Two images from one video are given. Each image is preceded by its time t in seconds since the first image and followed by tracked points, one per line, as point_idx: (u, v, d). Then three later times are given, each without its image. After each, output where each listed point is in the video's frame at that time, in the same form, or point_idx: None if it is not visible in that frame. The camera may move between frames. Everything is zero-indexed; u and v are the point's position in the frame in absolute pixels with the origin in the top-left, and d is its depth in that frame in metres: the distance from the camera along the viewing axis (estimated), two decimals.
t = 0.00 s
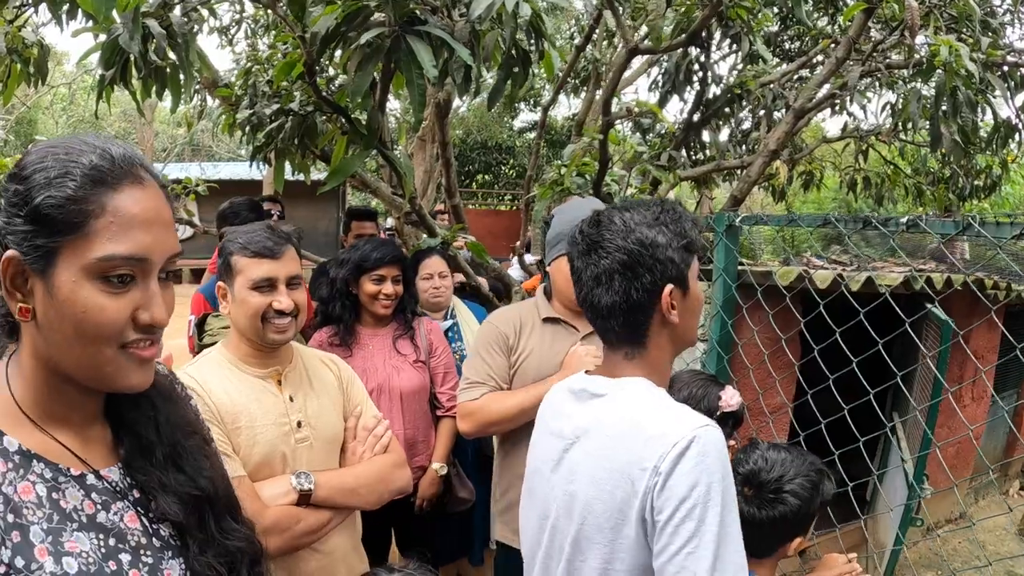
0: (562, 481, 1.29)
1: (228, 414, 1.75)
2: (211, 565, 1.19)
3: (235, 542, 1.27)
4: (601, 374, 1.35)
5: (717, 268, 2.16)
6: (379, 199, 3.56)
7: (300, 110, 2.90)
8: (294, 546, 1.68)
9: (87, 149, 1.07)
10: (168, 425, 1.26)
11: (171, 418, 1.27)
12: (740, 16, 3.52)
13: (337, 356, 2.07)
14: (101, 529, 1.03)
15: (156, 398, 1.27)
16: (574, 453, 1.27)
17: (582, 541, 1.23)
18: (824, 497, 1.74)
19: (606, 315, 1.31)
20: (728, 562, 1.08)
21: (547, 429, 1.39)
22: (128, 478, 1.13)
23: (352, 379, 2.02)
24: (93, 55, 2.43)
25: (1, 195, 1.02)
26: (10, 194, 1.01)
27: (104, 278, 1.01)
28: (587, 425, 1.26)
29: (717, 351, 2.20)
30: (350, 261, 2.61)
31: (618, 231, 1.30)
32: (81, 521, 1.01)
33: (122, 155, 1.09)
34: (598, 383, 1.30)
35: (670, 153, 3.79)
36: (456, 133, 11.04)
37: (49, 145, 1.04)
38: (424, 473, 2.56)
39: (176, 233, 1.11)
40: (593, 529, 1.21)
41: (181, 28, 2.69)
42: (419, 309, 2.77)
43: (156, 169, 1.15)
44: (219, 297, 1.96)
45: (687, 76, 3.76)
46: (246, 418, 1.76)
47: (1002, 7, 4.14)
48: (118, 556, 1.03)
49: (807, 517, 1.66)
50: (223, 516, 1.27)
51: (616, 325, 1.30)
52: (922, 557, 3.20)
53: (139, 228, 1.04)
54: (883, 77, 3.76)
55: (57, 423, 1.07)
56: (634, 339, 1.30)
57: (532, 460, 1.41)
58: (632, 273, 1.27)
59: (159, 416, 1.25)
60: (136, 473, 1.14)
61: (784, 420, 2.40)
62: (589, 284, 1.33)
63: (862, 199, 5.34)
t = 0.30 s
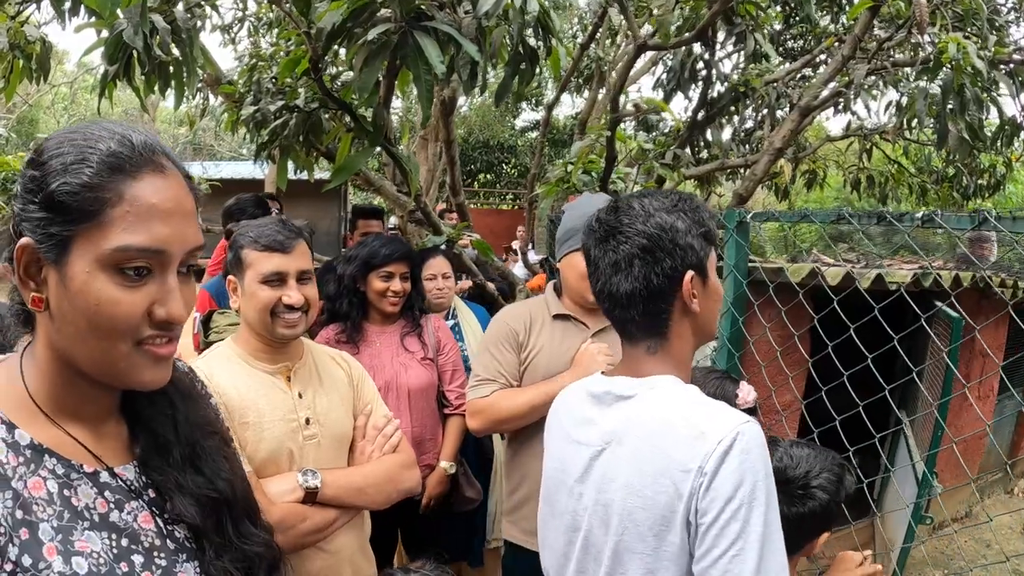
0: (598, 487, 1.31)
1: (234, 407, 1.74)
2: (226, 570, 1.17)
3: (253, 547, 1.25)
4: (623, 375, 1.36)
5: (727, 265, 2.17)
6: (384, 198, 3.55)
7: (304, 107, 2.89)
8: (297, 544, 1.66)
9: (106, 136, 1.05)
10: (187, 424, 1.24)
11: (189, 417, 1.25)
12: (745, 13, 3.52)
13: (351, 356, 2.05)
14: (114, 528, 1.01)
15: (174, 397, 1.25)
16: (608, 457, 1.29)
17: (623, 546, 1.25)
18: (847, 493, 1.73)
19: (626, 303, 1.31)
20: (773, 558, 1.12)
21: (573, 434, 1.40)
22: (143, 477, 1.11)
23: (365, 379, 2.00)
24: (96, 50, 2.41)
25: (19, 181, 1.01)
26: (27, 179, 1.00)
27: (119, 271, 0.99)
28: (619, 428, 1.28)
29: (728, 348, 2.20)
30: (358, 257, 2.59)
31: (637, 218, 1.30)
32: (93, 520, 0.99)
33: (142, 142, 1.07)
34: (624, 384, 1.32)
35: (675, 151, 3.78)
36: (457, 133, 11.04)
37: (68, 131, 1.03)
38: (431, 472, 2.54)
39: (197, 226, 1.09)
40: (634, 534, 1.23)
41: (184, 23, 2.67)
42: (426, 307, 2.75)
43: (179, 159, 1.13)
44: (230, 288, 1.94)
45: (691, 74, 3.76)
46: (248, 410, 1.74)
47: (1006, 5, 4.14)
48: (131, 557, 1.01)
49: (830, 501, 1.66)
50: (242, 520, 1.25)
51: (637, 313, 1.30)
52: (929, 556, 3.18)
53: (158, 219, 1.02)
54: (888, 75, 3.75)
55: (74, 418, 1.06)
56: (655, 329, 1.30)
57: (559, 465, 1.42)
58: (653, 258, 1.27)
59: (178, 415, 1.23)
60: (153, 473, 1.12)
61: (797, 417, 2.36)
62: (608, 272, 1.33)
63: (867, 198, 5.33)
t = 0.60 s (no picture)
0: (606, 492, 1.31)
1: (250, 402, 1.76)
2: None
3: (280, 556, 1.22)
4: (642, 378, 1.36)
5: (742, 265, 2.15)
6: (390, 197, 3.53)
7: (311, 104, 2.88)
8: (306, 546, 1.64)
9: (128, 127, 1.03)
10: (212, 428, 1.23)
11: (214, 421, 1.23)
12: (751, 12, 3.51)
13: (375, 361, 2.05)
14: (134, 536, 0.99)
15: (199, 400, 1.24)
16: (618, 465, 1.29)
17: (630, 552, 1.26)
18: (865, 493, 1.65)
19: (700, 306, 1.31)
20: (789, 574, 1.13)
21: (582, 436, 1.40)
22: (166, 483, 1.09)
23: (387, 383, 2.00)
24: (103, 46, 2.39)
25: (38, 173, 0.99)
26: (46, 171, 0.98)
27: (137, 270, 0.96)
28: (632, 437, 1.28)
29: (743, 348, 2.19)
30: (369, 256, 2.58)
31: (718, 227, 1.35)
32: (113, 528, 0.97)
33: (165, 134, 1.05)
34: (639, 391, 1.32)
35: (682, 151, 3.78)
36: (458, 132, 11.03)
37: (89, 122, 1.01)
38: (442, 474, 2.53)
39: (222, 224, 1.05)
40: (642, 543, 1.24)
41: (192, 19, 2.65)
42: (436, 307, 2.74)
43: (203, 152, 1.10)
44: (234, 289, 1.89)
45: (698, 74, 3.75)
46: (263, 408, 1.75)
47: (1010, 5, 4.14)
48: (152, 566, 0.99)
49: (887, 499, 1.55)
50: (269, 529, 1.23)
51: (706, 317, 1.32)
52: (935, 556, 3.19)
53: (181, 217, 0.99)
54: (894, 75, 3.76)
55: (91, 420, 1.03)
56: (707, 337, 1.34)
57: (567, 467, 1.42)
58: (731, 268, 1.34)
59: (202, 418, 1.22)
60: (176, 479, 1.10)
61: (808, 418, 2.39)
62: (689, 272, 1.31)
63: (872, 198, 5.34)
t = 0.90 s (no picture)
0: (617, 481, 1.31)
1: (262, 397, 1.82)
2: None
3: (302, 556, 1.21)
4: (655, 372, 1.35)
5: (751, 264, 2.16)
6: (394, 196, 3.53)
7: (317, 103, 2.87)
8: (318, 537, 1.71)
9: (143, 117, 0.98)
10: (232, 426, 1.22)
11: (234, 419, 1.23)
12: (757, 12, 3.50)
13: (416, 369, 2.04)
14: (154, 535, 0.97)
15: (219, 398, 1.23)
16: (630, 455, 1.29)
17: (640, 539, 1.27)
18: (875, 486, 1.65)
19: (710, 295, 1.31)
20: (798, 566, 1.13)
21: (594, 426, 1.39)
22: (186, 481, 1.07)
23: (417, 389, 1.97)
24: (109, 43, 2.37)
25: (53, 165, 0.96)
26: (59, 164, 0.94)
27: (151, 264, 0.91)
28: (645, 428, 1.27)
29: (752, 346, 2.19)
30: (378, 253, 2.58)
31: (720, 218, 1.37)
32: (133, 527, 0.95)
33: (182, 124, 1.00)
34: (652, 383, 1.31)
35: (687, 150, 3.79)
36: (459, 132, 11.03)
37: (104, 112, 0.97)
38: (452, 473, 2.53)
39: (241, 217, 1.00)
40: (651, 532, 1.26)
41: (198, 17, 2.63)
42: (444, 305, 2.74)
43: (222, 142, 1.05)
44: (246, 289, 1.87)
45: (703, 73, 3.75)
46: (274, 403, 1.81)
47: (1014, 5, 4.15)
48: (173, 566, 0.97)
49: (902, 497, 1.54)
50: (291, 527, 1.22)
51: (717, 305, 1.32)
52: (941, 555, 3.20)
53: (197, 208, 0.94)
54: (899, 76, 3.77)
55: (109, 416, 1.00)
56: (719, 328, 1.33)
57: (579, 456, 1.42)
58: (737, 256, 1.35)
59: (223, 416, 1.21)
60: (197, 477, 1.09)
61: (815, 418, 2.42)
62: (697, 261, 1.32)
63: (875, 198, 5.36)
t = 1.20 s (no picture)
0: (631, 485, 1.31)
1: (310, 392, 1.91)
2: None
3: (311, 559, 1.21)
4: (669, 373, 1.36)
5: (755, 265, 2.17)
6: (397, 196, 3.52)
7: (321, 103, 2.87)
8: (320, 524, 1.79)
9: (156, 121, 0.97)
10: (240, 429, 1.21)
11: (242, 421, 1.22)
12: (760, 13, 3.49)
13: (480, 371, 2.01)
14: (162, 538, 0.96)
15: (228, 400, 1.23)
16: (643, 458, 1.29)
17: (655, 543, 1.26)
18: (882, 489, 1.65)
19: (726, 295, 1.33)
20: (811, 569, 1.13)
21: (606, 429, 1.39)
22: (194, 484, 1.06)
23: (471, 393, 1.94)
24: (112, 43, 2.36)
25: (64, 166, 0.95)
26: (70, 164, 0.94)
27: (159, 271, 0.90)
28: (658, 430, 1.28)
29: (756, 348, 2.18)
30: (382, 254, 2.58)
31: (735, 223, 1.40)
32: (140, 530, 0.94)
33: (195, 129, 0.99)
34: (665, 386, 1.32)
35: (690, 151, 3.79)
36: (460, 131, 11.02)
37: (117, 115, 0.96)
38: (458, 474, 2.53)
39: (252, 227, 0.98)
40: (668, 534, 1.24)
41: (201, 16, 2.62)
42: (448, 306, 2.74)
43: (236, 149, 1.04)
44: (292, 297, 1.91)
45: (706, 74, 3.75)
46: (319, 399, 1.89)
47: (1016, 6, 4.15)
48: (181, 569, 0.96)
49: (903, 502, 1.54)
50: (299, 530, 1.22)
51: (731, 306, 1.34)
52: (943, 557, 3.20)
53: (206, 216, 0.93)
54: (901, 77, 3.77)
55: (116, 421, 0.99)
56: (730, 330, 1.35)
57: (590, 460, 1.42)
58: (749, 259, 1.38)
59: (231, 419, 1.21)
60: (205, 480, 1.08)
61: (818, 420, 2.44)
62: (714, 262, 1.34)
63: (876, 199, 5.37)
